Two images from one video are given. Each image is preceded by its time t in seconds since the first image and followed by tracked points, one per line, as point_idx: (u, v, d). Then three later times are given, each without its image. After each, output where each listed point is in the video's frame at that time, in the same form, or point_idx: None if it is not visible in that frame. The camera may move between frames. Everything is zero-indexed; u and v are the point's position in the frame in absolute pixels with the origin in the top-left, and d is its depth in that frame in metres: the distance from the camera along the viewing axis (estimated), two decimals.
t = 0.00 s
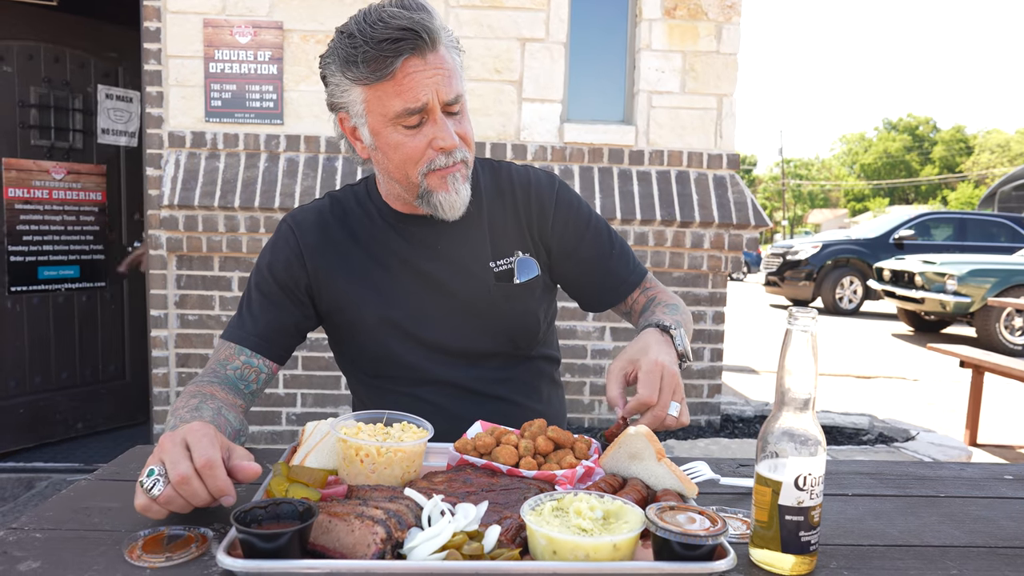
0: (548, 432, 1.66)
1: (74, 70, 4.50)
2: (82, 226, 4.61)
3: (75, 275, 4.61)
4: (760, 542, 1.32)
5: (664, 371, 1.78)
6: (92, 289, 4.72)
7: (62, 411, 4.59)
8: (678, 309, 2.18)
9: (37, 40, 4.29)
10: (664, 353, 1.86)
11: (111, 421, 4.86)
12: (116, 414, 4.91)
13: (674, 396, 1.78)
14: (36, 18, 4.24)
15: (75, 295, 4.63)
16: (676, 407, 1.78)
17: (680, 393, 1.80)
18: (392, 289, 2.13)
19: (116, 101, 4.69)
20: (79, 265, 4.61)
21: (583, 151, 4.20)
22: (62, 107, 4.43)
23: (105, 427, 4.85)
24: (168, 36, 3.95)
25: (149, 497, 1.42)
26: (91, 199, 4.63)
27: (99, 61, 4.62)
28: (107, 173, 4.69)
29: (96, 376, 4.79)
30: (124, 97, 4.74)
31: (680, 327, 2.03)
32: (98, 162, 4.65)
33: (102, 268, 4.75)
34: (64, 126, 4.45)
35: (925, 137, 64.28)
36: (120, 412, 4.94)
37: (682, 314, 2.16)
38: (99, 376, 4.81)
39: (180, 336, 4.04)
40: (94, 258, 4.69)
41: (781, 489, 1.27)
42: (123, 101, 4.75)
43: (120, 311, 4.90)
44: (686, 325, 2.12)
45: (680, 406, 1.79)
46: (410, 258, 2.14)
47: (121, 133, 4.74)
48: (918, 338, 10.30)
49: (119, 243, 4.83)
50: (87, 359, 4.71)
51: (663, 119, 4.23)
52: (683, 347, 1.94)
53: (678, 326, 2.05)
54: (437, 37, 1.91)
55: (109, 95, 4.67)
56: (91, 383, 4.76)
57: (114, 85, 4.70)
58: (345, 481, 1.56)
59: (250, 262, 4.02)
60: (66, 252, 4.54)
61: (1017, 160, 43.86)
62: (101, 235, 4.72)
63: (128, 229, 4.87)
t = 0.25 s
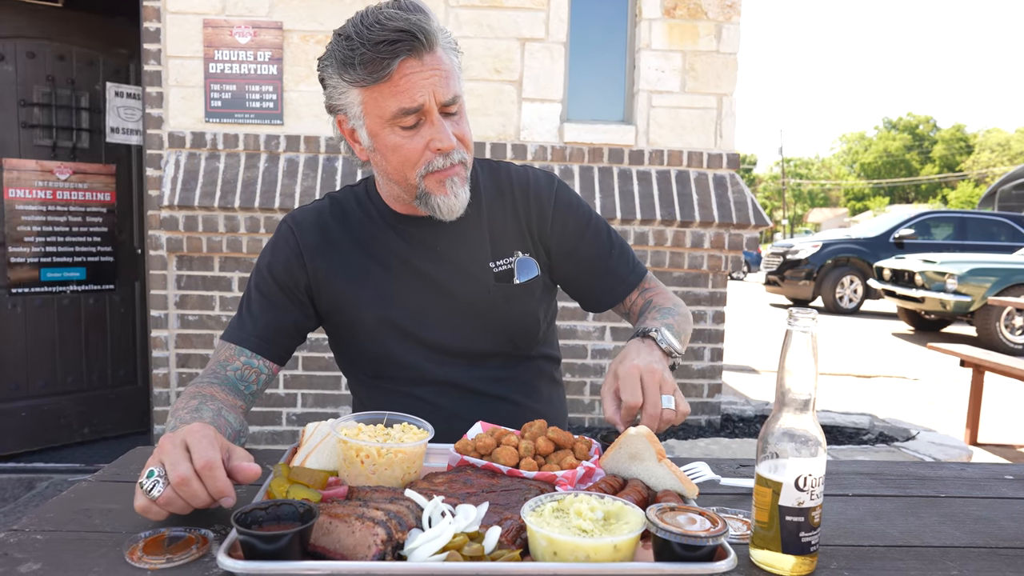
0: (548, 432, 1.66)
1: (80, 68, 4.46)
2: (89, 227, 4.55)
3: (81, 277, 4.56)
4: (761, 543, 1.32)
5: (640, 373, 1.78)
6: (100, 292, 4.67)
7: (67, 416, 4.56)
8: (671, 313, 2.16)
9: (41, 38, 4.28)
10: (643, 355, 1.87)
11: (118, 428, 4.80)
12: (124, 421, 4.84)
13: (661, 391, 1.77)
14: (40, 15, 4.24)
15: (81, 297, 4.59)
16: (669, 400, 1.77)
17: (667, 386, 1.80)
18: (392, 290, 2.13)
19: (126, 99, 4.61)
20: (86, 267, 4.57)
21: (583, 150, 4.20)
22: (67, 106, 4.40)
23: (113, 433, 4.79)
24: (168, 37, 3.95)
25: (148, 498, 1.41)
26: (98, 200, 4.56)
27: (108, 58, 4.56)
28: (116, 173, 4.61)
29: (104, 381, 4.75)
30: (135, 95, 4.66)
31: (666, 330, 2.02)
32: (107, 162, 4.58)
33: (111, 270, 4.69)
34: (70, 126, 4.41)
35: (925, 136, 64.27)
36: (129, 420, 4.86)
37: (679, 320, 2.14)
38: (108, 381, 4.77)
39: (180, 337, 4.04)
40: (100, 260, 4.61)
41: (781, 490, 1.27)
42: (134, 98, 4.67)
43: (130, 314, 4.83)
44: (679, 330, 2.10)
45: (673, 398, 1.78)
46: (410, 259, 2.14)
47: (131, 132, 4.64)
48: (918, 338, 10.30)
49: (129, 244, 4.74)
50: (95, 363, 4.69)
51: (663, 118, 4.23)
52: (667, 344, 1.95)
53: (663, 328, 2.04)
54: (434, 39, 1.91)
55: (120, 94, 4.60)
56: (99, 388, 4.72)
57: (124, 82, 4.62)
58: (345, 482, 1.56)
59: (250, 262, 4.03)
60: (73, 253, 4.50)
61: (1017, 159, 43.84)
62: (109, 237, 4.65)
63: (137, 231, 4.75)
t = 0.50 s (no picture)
0: (548, 433, 1.66)
1: (80, 64, 4.37)
2: (89, 229, 4.48)
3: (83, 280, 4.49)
4: (761, 543, 1.32)
5: (652, 383, 1.77)
6: (102, 297, 4.54)
7: (66, 423, 4.46)
8: (675, 314, 2.17)
9: (40, 34, 4.23)
10: (655, 364, 1.86)
11: (121, 439, 4.58)
12: (126, 431, 4.61)
13: (666, 407, 1.77)
14: (39, 12, 4.19)
15: (82, 301, 4.50)
16: (669, 417, 1.76)
17: (672, 403, 1.79)
18: (391, 290, 2.13)
19: (129, 95, 4.48)
20: (87, 271, 4.49)
21: (583, 151, 4.20)
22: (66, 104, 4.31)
23: (117, 444, 4.60)
24: (168, 38, 3.95)
25: (148, 500, 1.41)
26: (99, 201, 4.47)
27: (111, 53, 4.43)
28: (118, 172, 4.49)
29: (105, 390, 4.59)
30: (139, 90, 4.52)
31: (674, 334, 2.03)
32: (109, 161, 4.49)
33: (113, 273, 4.56)
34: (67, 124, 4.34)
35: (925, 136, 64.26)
36: (135, 433, 4.62)
37: (682, 320, 2.15)
38: (110, 389, 4.61)
39: (181, 337, 4.04)
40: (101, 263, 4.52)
41: (781, 490, 1.27)
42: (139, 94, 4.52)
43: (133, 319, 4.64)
44: (682, 331, 2.11)
45: (673, 416, 1.77)
46: (408, 259, 2.14)
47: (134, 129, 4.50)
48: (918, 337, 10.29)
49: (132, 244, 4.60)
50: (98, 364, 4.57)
51: (663, 118, 4.23)
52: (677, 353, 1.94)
53: (671, 332, 2.05)
54: (427, 38, 1.90)
55: (123, 90, 4.48)
56: (102, 397, 4.57)
57: (128, 78, 4.50)
58: (345, 483, 1.56)
59: (250, 263, 4.03)
60: (73, 256, 4.46)
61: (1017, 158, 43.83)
62: (110, 240, 4.54)
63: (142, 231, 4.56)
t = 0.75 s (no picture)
0: (549, 433, 1.66)
1: (69, 58, 4.18)
2: (77, 231, 4.29)
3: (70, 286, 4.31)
4: (761, 542, 1.32)
5: (688, 374, 1.78)
6: (91, 304, 4.33)
7: (56, 432, 4.37)
8: (686, 311, 2.18)
9: (28, 28, 4.10)
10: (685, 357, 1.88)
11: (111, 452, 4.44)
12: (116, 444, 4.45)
13: (690, 401, 1.78)
14: (27, 4, 4.06)
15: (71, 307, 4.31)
16: (690, 411, 1.78)
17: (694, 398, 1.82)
18: (392, 290, 2.13)
19: (119, 89, 4.22)
20: (74, 275, 4.30)
21: (583, 150, 4.20)
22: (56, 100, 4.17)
23: (107, 456, 4.46)
24: (168, 39, 3.95)
25: (148, 501, 1.41)
26: (87, 202, 4.26)
27: (100, 44, 4.18)
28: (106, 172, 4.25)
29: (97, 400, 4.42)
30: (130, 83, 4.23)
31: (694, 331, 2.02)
32: (97, 159, 4.25)
33: (103, 278, 4.32)
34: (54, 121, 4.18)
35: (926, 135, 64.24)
36: (124, 447, 4.44)
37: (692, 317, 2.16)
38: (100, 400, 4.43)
39: (181, 338, 4.04)
40: (87, 268, 4.30)
41: (781, 489, 1.27)
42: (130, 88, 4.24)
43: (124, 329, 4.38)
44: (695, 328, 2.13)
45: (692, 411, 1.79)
46: (409, 259, 2.14)
47: (126, 125, 4.25)
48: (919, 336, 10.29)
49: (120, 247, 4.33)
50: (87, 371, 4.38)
51: (662, 118, 4.23)
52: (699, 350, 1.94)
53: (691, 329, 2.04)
54: (431, 35, 1.91)
55: (113, 83, 4.23)
56: (92, 407, 4.42)
57: (118, 71, 4.23)
58: (345, 483, 1.56)
59: (250, 264, 4.03)
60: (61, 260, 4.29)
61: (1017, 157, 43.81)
62: (99, 244, 4.30)
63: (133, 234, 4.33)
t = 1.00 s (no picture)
0: (550, 433, 1.66)
1: (58, 54, 4.14)
2: (65, 231, 4.24)
3: (59, 286, 4.28)
4: (763, 542, 1.32)
5: (701, 374, 1.78)
6: (80, 306, 4.29)
7: (47, 436, 4.37)
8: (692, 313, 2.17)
9: (17, 25, 4.10)
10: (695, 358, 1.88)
11: (100, 459, 4.43)
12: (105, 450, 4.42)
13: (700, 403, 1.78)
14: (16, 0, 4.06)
15: (60, 309, 4.29)
16: (699, 412, 1.77)
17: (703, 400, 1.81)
18: (396, 291, 2.13)
19: (106, 84, 4.13)
20: (63, 277, 4.27)
21: (583, 150, 4.20)
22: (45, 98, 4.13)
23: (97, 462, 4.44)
24: (167, 39, 3.96)
25: (148, 504, 1.40)
26: (75, 201, 4.21)
27: (88, 38, 4.12)
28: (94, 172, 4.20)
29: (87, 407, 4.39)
30: (116, 78, 4.13)
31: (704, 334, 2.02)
32: (86, 158, 4.20)
33: (93, 280, 4.28)
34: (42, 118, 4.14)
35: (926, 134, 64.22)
36: (112, 453, 4.42)
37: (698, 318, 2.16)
38: (89, 405, 4.39)
39: (182, 338, 4.04)
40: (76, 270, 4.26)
41: (783, 489, 1.26)
42: (116, 83, 4.14)
43: (111, 334, 4.31)
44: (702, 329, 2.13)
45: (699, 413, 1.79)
46: (413, 260, 2.14)
47: (113, 122, 4.15)
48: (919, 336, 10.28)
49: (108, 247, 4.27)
50: (76, 376, 4.35)
51: (663, 118, 4.23)
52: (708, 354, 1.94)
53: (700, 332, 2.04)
54: (441, 34, 1.90)
55: (100, 79, 4.14)
56: (81, 413, 4.39)
57: (106, 65, 4.14)
58: (346, 484, 1.56)
59: (251, 264, 4.03)
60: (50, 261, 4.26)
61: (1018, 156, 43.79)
62: (87, 244, 4.26)
63: (121, 235, 4.26)
